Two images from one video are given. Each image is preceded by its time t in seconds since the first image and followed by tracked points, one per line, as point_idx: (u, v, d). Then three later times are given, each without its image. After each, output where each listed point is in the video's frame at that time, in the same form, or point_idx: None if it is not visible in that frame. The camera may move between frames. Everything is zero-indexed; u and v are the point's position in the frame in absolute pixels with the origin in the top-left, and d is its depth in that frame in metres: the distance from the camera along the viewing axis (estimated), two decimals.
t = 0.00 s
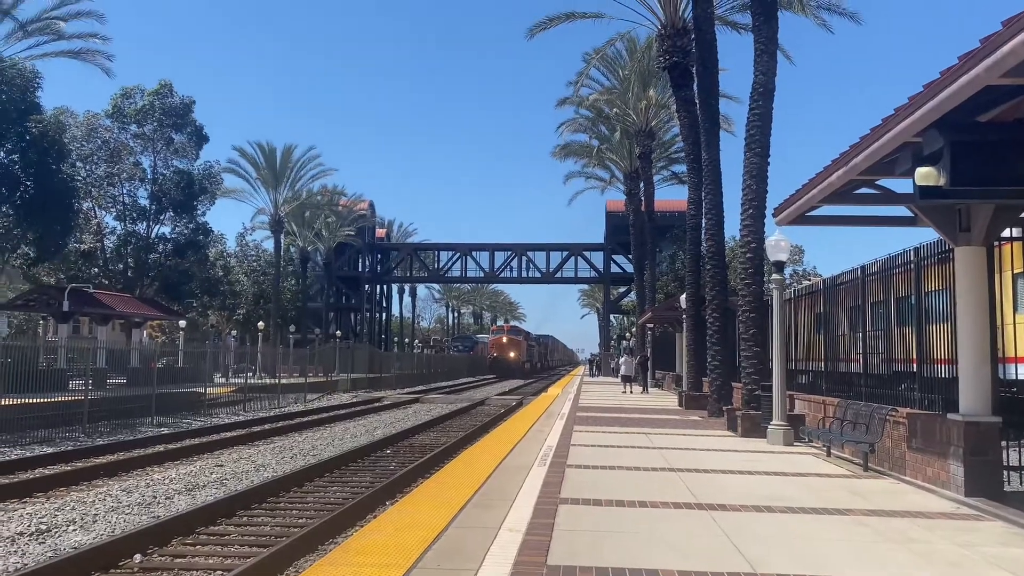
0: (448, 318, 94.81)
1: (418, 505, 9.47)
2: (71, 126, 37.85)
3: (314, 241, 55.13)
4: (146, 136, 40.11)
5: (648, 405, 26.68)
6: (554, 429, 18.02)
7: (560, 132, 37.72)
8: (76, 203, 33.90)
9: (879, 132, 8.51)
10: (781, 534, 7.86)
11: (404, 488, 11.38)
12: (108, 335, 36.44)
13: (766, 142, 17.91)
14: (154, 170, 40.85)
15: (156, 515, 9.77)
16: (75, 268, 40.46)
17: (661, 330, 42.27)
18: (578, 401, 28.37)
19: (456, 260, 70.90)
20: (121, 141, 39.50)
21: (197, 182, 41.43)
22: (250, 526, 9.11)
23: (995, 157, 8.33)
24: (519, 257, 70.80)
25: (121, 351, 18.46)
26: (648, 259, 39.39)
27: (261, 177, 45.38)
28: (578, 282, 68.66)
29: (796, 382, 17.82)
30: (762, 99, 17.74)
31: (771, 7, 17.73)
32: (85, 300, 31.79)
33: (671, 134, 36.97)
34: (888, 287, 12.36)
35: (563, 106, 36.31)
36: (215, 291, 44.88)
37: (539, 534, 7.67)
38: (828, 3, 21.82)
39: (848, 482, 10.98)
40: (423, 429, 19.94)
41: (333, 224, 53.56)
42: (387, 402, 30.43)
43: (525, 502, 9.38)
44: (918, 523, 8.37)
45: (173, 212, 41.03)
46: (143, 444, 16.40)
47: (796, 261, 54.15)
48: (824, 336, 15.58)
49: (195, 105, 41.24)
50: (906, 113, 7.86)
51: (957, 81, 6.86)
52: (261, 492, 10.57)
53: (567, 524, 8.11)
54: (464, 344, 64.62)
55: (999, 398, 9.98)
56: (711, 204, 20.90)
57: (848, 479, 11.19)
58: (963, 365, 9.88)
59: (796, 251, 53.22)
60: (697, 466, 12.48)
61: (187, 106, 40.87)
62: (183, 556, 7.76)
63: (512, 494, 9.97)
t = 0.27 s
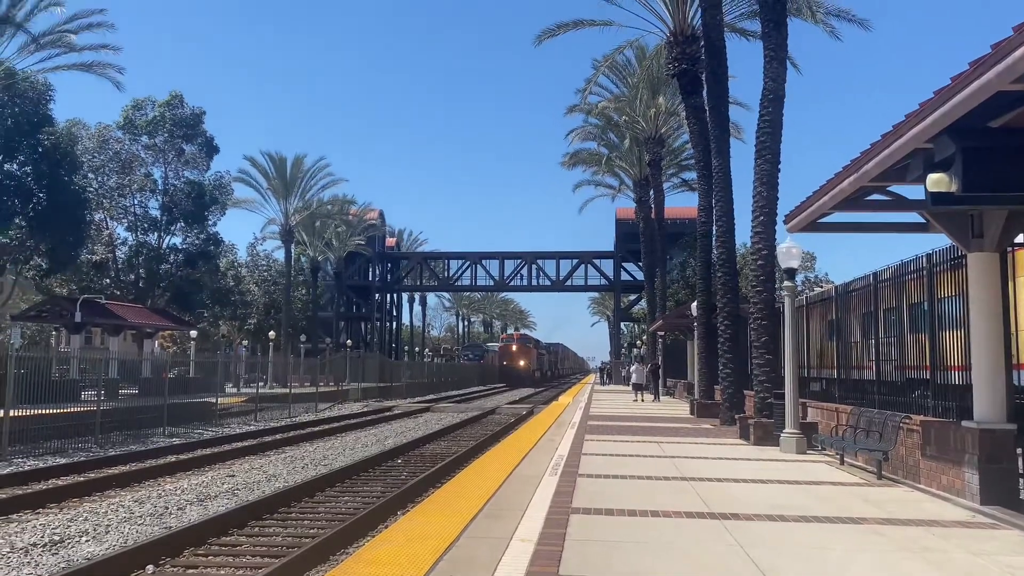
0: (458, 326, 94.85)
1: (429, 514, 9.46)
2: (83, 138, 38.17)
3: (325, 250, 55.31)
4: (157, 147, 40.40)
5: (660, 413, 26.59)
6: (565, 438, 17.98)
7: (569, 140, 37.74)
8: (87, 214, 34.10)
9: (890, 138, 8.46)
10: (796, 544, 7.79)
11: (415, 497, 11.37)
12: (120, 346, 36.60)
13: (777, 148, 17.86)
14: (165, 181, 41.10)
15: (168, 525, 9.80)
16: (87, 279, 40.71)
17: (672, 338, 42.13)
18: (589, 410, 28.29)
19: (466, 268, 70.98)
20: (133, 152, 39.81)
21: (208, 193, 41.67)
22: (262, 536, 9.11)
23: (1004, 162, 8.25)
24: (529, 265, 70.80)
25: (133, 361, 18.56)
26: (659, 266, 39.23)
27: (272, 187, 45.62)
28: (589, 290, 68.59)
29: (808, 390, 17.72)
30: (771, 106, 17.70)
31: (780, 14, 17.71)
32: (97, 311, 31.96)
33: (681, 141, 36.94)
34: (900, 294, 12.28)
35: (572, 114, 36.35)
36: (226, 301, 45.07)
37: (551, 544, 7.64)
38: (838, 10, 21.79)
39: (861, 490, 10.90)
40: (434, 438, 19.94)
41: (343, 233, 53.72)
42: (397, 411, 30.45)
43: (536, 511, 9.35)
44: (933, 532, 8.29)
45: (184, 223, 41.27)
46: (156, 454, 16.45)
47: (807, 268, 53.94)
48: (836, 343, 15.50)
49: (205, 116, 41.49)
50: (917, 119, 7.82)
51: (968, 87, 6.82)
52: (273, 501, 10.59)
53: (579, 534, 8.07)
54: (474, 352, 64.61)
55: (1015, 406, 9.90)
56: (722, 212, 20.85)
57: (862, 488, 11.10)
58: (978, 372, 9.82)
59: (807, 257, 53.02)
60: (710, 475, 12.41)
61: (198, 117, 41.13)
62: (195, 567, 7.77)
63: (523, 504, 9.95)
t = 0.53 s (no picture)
0: (469, 334, 94.91)
1: (443, 522, 9.46)
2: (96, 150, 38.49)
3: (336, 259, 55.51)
4: (170, 158, 40.72)
5: (672, 420, 26.51)
6: (578, 445, 17.96)
7: (579, 147, 37.78)
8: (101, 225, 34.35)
9: (901, 142, 8.43)
10: (811, 550, 7.75)
11: (428, 505, 11.38)
12: (134, 356, 36.82)
13: (788, 153, 17.83)
14: (178, 192, 41.39)
15: (182, 534, 9.85)
16: (101, 289, 40.99)
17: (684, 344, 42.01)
18: (601, 417, 28.24)
19: (477, 276, 71.04)
20: (146, 163, 40.14)
21: (220, 203, 41.93)
22: (276, 545, 9.14)
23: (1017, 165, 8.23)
24: (540, 272, 70.81)
25: (147, 371, 18.69)
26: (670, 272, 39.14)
27: (284, 197, 45.87)
28: (600, 297, 68.50)
29: (822, 395, 17.64)
30: (782, 111, 17.68)
31: (790, 19, 17.70)
32: (111, 321, 32.17)
33: (691, 147, 36.92)
34: (914, 298, 12.22)
35: (582, 120, 36.40)
36: (239, 310, 45.29)
37: (565, 551, 7.63)
38: (848, 14, 21.75)
39: (876, 496, 10.83)
40: (446, 446, 19.96)
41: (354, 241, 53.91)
42: (410, 419, 30.48)
43: (549, 518, 9.34)
44: (950, 537, 8.23)
45: (197, 233, 41.53)
46: (170, 464, 16.53)
47: (819, 273, 53.70)
48: (849, 348, 15.44)
49: (218, 127, 41.79)
50: (928, 122, 7.80)
51: (980, 90, 6.80)
52: (286, 509, 10.62)
53: (593, 541, 8.05)
54: (485, 360, 64.63)
55: None
56: (733, 217, 20.81)
57: (878, 494, 11.02)
58: (993, 376, 9.76)
59: (818, 262, 52.84)
60: (723, 481, 12.37)
61: (210, 128, 41.43)
62: None
63: (536, 511, 9.94)
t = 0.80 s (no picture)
0: (478, 339, 94.87)
1: (451, 529, 9.44)
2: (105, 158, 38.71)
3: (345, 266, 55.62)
4: (179, 166, 40.93)
5: (682, 425, 26.41)
6: (587, 451, 17.90)
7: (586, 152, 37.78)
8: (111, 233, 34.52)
9: (909, 145, 8.40)
10: (821, 556, 7.70)
11: (437, 511, 11.36)
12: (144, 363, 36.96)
13: (796, 157, 17.79)
14: (187, 200, 41.57)
15: (191, 542, 9.86)
16: (110, 297, 41.17)
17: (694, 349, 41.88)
18: (610, 422, 28.17)
19: (485, 281, 71.05)
20: (155, 171, 40.37)
21: (228, 211, 42.10)
22: (285, 552, 9.13)
23: None
24: (548, 277, 70.78)
25: (156, 379, 18.77)
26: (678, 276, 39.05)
27: (292, 204, 46.01)
28: (608, 302, 68.40)
29: (832, 399, 17.55)
30: (789, 115, 17.65)
31: (796, 23, 17.66)
32: (120, 329, 32.31)
33: (698, 151, 36.87)
34: (924, 301, 12.16)
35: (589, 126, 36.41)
36: (248, 318, 45.42)
37: (574, 557, 7.60)
38: (855, 17, 21.70)
39: (887, 501, 10.76)
40: (455, 451, 19.93)
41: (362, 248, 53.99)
42: (419, 425, 30.46)
43: (558, 524, 9.32)
44: (962, 543, 8.16)
45: (205, 241, 41.68)
46: (179, 471, 16.54)
47: (828, 276, 53.49)
48: (859, 352, 15.36)
49: (226, 134, 41.98)
50: (935, 125, 7.77)
51: (987, 93, 6.77)
52: (295, 517, 10.61)
53: (601, 548, 8.02)
54: (494, 365, 64.56)
55: None
56: (742, 222, 20.75)
57: (889, 498, 10.96)
58: (1004, 380, 9.70)
59: (827, 266, 52.66)
60: (733, 487, 12.31)
61: (218, 136, 41.62)
62: None
63: (545, 517, 9.92)
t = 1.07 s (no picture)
0: (482, 342, 94.83)
1: (454, 532, 9.45)
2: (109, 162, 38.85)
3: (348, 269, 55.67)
4: (182, 170, 41.04)
5: (685, 428, 26.38)
6: (590, 454, 17.90)
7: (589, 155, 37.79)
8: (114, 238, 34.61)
9: (910, 147, 8.40)
10: (825, 559, 7.70)
11: (440, 515, 11.37)
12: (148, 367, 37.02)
13: (798, 159, 17.79)
14: (191, 204, 41.67)
15: (194, 545, 9.87)
16: (115, 301, 41.26)
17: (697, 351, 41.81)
18: (613, 425, 28.15)
19: (488, 284, 71.06)
20: (159, 175, 40.49)
21: (232, 215, 42.21)
22: (288, 556, 9.15)
23: None
24: (551, 280, 70.79)
25: (160, 382, 18.83)
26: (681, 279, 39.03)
27: (295, 208, 46.10)
28: (612, 304, 68.36)
29: (835, 402, 17.52)
30: (792, 118, 17.66)
31: (798, 25, 17.67)
32: (124, 333, 32.37)
33: (701, 154, 36.87)
34: (927, 303, 12.15)
35: (591, 129, 36.43)
36: (252, 321, 45.49)
37: (577, 561, 7.60)
38: (857, 20, 21.70)
39: (890, 504, 10.75)
40: (458, 455, 19.94)
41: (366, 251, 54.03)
42: (422, 428, 30.46)
43: (560, 528, 9.32)
44: (966, 545, 8.16)
45: (209, 244, 41.78)
46: (183, 475, 16.57)
47: (832, 278, 53.40)
48: (862, 354, 15.35)
49: (230, 139, 42.08)
50: (937, 127, 7.77)
51: (987, 95, 6.77)
52: (297, 521, 10.62)
53: (604, 551, 8.03)
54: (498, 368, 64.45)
55: None
56: (744, 224, 20.75)
57: (892, 501, 10.94)
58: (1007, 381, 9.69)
59: (831, 268, 52.61)
60: (736, 489, 12.29)
61: (222, 140, 41.74)
62: None
63: (548, 520, 9.93)
